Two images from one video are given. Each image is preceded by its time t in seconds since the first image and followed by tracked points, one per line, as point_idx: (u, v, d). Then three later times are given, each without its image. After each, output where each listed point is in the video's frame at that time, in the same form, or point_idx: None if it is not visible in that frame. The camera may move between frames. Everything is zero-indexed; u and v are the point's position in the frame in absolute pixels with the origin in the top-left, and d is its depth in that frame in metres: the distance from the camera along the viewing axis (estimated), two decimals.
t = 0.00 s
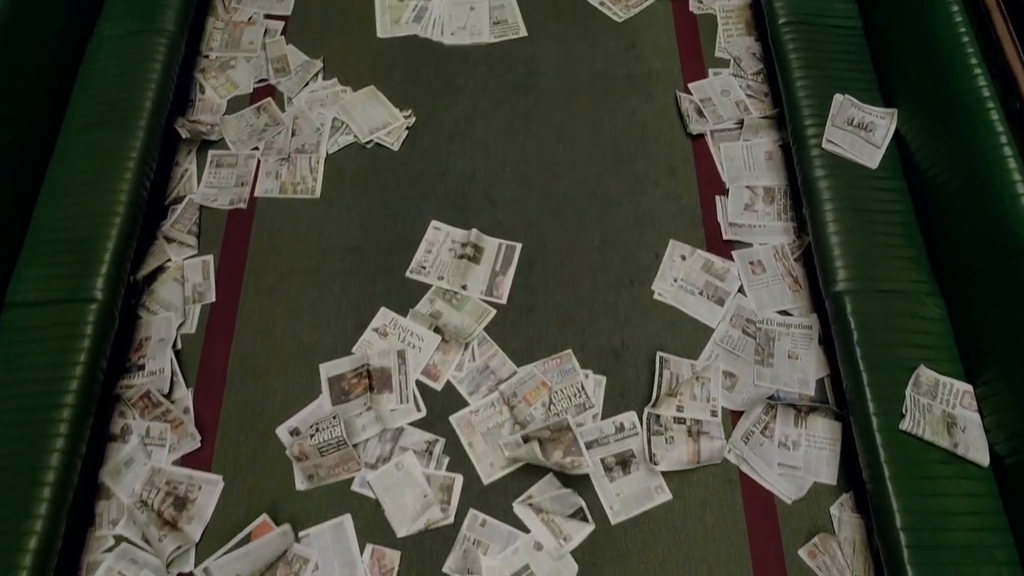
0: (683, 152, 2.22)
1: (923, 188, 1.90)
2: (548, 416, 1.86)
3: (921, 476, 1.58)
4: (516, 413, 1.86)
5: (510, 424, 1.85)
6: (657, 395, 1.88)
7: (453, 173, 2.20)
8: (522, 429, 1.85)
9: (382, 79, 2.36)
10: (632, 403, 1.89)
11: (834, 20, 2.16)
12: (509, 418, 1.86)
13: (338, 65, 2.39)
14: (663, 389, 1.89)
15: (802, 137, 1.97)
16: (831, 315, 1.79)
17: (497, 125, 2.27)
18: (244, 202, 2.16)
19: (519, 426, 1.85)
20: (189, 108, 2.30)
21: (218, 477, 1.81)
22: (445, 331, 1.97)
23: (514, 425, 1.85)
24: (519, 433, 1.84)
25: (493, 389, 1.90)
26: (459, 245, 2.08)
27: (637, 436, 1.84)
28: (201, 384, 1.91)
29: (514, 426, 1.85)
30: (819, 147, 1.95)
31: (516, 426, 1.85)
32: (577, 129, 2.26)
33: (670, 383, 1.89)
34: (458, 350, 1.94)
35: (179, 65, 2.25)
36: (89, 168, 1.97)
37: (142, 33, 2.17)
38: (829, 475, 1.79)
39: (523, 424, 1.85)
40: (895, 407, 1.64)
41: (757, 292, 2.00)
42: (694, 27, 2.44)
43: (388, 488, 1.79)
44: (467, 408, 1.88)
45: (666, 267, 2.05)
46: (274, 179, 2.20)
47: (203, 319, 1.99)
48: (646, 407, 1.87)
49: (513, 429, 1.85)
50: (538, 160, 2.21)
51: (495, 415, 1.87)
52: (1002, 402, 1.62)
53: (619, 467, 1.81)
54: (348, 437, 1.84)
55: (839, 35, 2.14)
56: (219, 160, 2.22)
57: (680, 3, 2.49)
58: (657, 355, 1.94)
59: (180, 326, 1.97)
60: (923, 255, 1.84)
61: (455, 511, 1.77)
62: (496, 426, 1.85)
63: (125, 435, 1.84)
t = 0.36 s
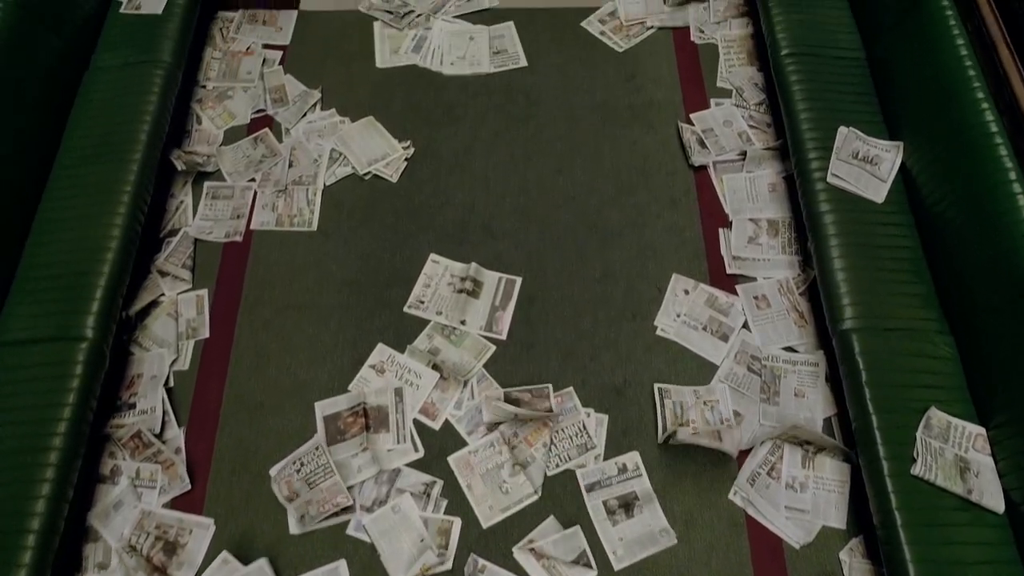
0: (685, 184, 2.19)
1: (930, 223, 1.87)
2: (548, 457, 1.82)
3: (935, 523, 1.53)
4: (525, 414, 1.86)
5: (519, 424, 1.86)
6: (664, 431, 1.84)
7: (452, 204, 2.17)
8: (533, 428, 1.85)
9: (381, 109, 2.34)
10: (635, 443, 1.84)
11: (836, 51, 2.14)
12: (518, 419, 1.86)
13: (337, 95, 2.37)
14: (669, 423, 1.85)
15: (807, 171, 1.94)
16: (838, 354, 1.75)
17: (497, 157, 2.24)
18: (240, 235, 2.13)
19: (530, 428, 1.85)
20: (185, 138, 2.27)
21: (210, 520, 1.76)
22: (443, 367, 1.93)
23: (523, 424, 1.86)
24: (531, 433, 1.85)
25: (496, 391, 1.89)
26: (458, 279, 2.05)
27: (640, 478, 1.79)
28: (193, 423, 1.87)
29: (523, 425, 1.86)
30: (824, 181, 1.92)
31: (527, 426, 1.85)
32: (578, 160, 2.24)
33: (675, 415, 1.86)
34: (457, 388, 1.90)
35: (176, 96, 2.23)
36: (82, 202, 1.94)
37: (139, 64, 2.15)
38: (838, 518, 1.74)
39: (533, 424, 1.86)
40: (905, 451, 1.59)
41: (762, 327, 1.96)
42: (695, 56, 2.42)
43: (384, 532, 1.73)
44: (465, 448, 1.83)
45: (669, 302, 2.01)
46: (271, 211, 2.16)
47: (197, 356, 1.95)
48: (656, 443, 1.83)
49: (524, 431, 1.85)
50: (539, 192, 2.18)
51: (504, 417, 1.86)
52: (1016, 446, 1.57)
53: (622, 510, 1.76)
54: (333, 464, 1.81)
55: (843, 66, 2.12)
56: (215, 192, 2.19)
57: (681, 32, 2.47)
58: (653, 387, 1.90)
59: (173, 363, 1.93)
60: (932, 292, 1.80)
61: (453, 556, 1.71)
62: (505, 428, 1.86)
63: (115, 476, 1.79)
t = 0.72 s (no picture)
0: (687, 217, 2.16)
1: (938, 260, 1.83)
2: (549, 500, 1.76)
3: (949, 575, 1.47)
4: (522, 400, 1.89)
5: (516, 410, 1.88)
6: (669, 445, 1.82)
7: (451, 237, 2.13)
8: (533, 417, 1.87)
9: (379, 141, 2.31)
10: (638, 485, 1.79)
11: (840, 83, 2.12)
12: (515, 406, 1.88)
13: (335, 126, 2.34)
14: (675, 439, 1.82)
15: (811, 206, 1.91)
16: (846, 395, 1.70)
17: (497, 189, 2.21)
18: (235, 269, 2.09)
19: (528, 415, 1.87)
20: (180, 170, 2.24)
21: (199, 566, 1.70)
22: (441, 407, 1.88)
23: (521, 410, 1.88)
24: (531, 422, 1.86)
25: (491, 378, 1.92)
26: (457, 315, 2.01)
27: (643, 522, 1.74)
28: (184, 464, 1.82)
29: (521, 411, 1.88)
30: (829, 216, 1.88)
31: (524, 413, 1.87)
32: (579, 192, 2.20)
33: (682, 431, 1.83)
34: (455, 428, 1.85)
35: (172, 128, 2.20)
36: (73, 238, 1.90)
37: (134, 96, 2.12)
38: (848, 565, 1.68)
39: (532, 411, 1.88)
40: (918, 498, 1.54)
41: (767, 365, 1.92)
42: (696, 87, 2.40)
43: None
44: (463, 491, 1.78)
45: (671, 339, 1.97)
46: (266, 245, 2.13)
47: (189, 394, 1.90)
48: (663, 458, 1.81)
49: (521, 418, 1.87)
50: (539, 225, 2.15)
51: (501, 404, 1.88)
52: None
53: (625, 556, 1.69)
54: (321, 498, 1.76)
55: (847, 98, 2.09)
56: (210, 226, 2.15)
57: (682, 63, 2.45)
58: (670, 410, 1.87)
59: (164, 402, 1.88)
60: (941, 331, 1.76)
61: None
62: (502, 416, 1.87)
63: (102, 520, 1.74)
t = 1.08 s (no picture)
0: (690, 251, 2.12)
1: (947, 297, 1.79)
2: (549, 546, 1.70)
3: None
4: (528, 417, 1.87)
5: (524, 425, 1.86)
6: (690, 457, 1.76)
7: (449, 272, 2.09)
8: (539, 435, 1.84)
9: (377, 173, 2.28)
10: (641, 531, 1.73)
11: (844, 115, 2.09)
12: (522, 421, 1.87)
13: (331, 158, 2.31)
14: (697, 451, 1.77)
15: (817, 242, 1.87)
16: (855, 439, 1.66)
17: (496, 222, 2.18)
18: (228, 304, 2.05)
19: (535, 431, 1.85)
20: (174, 203, 2.21)
21: None
22: (438, 449, 1.83)
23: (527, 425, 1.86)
24: (537, 440, 1.84)
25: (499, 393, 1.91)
26: (455, 352, 1.96)
27: (647, 570, 1.68)
28: (173, 508, 1.76)
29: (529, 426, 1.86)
30: (835, 252, 1.85)
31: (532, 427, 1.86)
32: (579, 225, 2.17)
33: (704, 445, 1.78)
34: (452, 471, 1.80)
35: (166, 160, 2.17)
36: (63, 275, 1.86)
37: (128, 128, 2.09)
38: None
39: (539, 429, 1.85)
40: (932, 548, 1.49)
41: (773, 405, 1.87)
42: (697, 117, 2.37)
43: None
44: (461, 537, 1.72)
45: (675, 377, 1.92)
46: (260, 279, 2.09)
47: (179, 435, 1.85)
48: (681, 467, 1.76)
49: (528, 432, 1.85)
50: (538, 259, 2.11)
51: (507, 421, 1.87)
52: None
53: None
54: (310, 547, 1.69)
55: (851, 130, 2.06)
56: (203, 259, 2.11)
57: (683, 94, 2.43)
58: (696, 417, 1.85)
59: (154, 443, 1.83)
60: (952, 371, 1.72)
61: None
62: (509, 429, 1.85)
63: (87, 568, 1.67)
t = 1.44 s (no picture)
0: (693, 286, 2.07)
1: (958, 337, 1.73)
2: None
3: None
4: (530, 455, 1.82)
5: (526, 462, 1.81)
6: (713, 485, 1.74)
7: (447, 308, 2.04)
8: (540, 475, 1.79)
9: (373, 205, 2.24)
10: None
11: (849, 148, 2.05)
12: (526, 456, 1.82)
13: (328, 190, 2.28)
14: (721, 476, 1.75)
15: (824, 280, 1.84)
16: (867, 485, 1.60)
17: (495, 256, 2.13)
18: (221, 341, 2.00)
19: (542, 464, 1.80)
20: (167, 236, 2.17)
21: None
22: (435, 493, 1.77)
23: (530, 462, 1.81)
24: (537, 480, 1.78)
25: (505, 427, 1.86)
26: (452, 392, 1.91)
27: None
28: (160, 556, 1.70)
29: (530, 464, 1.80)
30: (843, 290, 1.81)
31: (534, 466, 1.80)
32: (580, 260, 2.12)
33: (727, 469, 1.75)
34: (449, 517, 1.74)
35: (160, 193, 2.14)
36: (50, 314, 1.81)
37: (121, 162, 2.06)
38: None
39: (540, 469, 1.80)
40: None
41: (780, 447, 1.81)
42: (699, 149, 2.34)
43: None
44: None
45: (679, 418, 1.86)
46: (254, 315, 2.04)
47: (168, 478, 1.80)
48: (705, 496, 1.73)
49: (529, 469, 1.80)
50: (538, 294, 2.06)
51: (507, 458, 1.82)
52: None
53: None
54: None
55: (857, 163, 2.03)
56: (196, 294, 2.07)
57: (684, 124, 2.40)
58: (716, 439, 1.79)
59: (141, 487, 1.77)
60: (965, 414, 1.66)
61: None
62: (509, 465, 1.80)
63: None
